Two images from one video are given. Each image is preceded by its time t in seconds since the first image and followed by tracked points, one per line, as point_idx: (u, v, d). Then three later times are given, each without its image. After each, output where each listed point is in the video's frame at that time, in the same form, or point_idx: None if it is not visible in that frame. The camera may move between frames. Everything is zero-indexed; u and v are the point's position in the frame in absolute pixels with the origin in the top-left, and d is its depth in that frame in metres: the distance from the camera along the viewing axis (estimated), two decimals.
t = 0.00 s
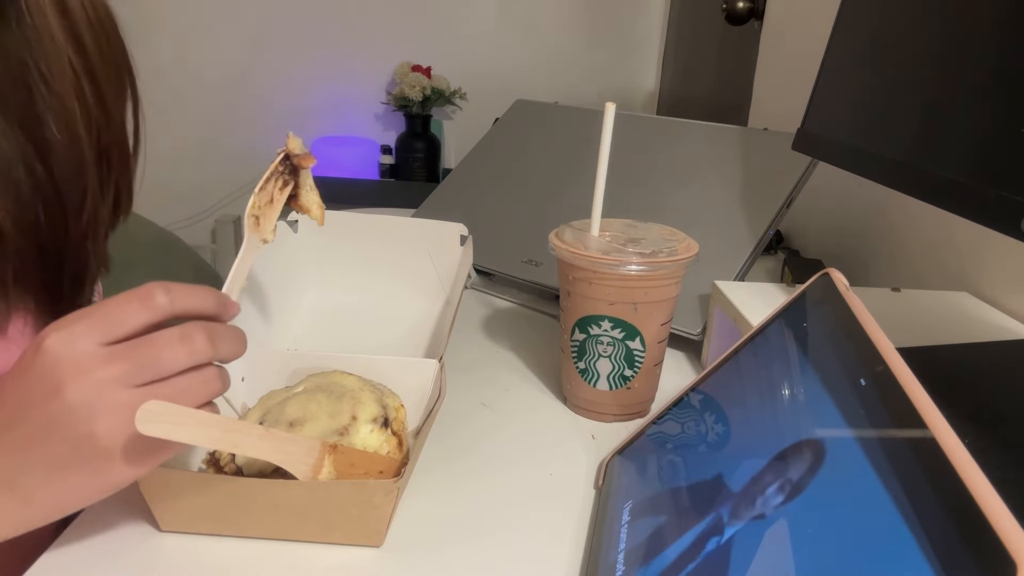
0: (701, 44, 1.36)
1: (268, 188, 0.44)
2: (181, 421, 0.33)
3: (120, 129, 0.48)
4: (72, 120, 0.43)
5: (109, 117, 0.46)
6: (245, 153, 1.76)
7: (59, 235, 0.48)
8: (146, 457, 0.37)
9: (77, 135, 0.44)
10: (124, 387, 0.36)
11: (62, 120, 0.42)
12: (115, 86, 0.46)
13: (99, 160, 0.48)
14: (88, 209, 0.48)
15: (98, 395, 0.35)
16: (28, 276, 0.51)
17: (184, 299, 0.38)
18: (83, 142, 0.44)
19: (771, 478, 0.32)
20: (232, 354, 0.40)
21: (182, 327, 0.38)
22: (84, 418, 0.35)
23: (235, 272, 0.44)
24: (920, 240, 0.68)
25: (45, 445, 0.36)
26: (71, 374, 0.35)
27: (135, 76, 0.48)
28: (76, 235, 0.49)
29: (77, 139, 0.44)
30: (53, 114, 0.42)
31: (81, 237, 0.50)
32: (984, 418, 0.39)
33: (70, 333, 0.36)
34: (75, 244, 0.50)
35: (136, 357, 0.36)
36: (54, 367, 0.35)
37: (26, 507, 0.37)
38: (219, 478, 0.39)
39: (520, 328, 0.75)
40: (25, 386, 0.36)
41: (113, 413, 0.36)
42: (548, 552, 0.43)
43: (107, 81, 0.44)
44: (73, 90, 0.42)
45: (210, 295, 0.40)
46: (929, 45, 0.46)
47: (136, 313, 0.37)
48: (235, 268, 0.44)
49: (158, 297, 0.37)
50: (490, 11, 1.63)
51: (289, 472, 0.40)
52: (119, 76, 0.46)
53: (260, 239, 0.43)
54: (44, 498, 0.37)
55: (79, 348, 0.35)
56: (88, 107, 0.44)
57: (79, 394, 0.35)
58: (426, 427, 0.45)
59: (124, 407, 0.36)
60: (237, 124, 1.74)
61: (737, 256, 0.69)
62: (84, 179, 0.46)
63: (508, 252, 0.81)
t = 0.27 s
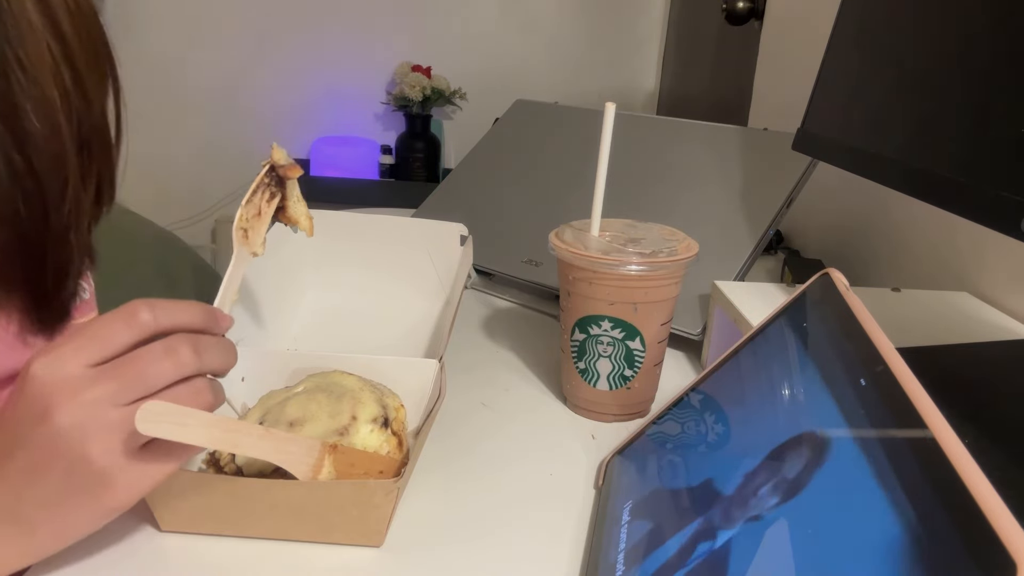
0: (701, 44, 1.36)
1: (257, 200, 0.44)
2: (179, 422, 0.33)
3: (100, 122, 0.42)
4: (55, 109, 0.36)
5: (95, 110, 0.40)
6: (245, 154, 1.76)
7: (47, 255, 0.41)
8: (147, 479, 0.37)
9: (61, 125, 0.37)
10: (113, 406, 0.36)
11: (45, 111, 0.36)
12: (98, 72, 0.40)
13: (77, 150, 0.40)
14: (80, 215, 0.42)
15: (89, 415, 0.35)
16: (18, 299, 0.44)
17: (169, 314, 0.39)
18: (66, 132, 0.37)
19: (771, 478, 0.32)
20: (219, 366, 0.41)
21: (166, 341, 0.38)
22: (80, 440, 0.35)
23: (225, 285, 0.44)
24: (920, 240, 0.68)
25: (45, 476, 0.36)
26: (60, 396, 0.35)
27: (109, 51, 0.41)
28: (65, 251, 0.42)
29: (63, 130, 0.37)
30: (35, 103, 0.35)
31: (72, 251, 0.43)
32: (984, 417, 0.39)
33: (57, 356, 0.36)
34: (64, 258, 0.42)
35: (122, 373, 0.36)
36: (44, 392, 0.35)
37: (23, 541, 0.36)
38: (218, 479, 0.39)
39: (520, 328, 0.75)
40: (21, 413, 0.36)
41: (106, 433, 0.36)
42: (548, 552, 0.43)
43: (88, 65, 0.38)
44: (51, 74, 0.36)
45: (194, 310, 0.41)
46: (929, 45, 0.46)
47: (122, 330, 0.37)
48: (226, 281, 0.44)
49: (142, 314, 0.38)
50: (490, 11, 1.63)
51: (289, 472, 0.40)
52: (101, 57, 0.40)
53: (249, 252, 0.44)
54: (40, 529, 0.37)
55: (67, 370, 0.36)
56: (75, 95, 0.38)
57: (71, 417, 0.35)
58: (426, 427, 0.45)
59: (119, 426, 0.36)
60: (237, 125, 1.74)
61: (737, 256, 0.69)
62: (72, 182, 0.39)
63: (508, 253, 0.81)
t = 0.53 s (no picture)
0: (701, 44, 1.36)
1: (263, 217, 0.44)
2: (180, 421, 0.33)
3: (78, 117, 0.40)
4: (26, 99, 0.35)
5: (72, 104, 0.39)
6: (245, 154, 1.76)
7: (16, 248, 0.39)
8: (147, 502, 0.36)
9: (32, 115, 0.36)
10: (107, 437, 0.34)
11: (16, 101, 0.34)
12: (76, 66, 0.38)
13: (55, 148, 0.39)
14: (53, 211, 0.40)
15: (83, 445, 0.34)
16: None
17: (165, 342, 0.37)
18: (37, 123, 0.36)
19: (771, 478, 0.32)
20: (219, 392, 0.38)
21: (160, 369, 0.35)
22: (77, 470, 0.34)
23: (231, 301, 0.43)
24: (920, 240, 0.68)
25: (45, 506, 0.35)
26: (52, 430, 0.33)
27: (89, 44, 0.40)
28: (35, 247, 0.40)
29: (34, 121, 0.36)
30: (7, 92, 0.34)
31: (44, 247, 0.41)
32: (983, 417, 0.39)
33: (48, 388, 0.34)
34: (35, 253, 0.41)
35: (116, 405, 0.34)
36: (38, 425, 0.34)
37: (23, 560, 0.35)
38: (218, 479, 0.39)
39: (520, 328, 0.75)
40: (14, 446, 0.34)
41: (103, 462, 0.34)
42: (548, 553, 0.43)
43: (64, 57, 0.37)
44: (24, 63, 0.34)
45: (191, 336, 0.38)
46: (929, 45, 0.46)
47: (116, 360, 0.35)
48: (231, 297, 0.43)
49: (138, 343, 0.36)
50: (490, 11, 1.63)
51: (290, 472, 0.40)
52: (80, 50, 0.38)
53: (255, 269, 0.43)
54: (40, 555, 0.35)
55: (59, 403, 0.34)
56: (50, 87, 0.37)
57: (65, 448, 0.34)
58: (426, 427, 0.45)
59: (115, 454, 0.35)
60: (237, 124, 1.74)
61: (737, 256, 0.69)
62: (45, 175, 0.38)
63: (508, 253, 0.81)
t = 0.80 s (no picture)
0: (701, 45, 1.36)
1: (261, 225, 0.44)
2: (181, 420, 0.32)
3: (68, 113, 0.40)
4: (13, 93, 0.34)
5: (61, 100, 0.38)
6: (245, 154, 1.76)
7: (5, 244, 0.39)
8: (148, 509, 0.36)
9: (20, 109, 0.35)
10: (105, 448, 0.34)
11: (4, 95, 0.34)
12: (66, 60, 0.38)
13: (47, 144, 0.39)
14: (43, 207, 0.40)
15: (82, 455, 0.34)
16: None
17: (162, 352, 0.36)
18: (26, 117, 0.35)
19: (771, 478, 0.32)
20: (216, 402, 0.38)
21: (156, 379, 0.35)
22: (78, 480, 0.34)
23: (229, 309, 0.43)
24: (920, 240, 0.68)
25: (48, 514, 0.35)
26: (52, 441, 0.33)
27: (79, 39, 0.39)
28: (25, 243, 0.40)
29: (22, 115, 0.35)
30: None
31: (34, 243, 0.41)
32: (983, 417, 0.39)
33: (48, 399, 0.34)
34: (26, 249, 0.40)
35: (112, 417, 0.34)
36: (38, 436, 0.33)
37: (23, 562, 0.35)
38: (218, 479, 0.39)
39: (520, 328, 0.75)
40: (14, 458, 0.34)
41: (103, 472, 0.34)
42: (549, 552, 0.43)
43: (54, 53, 0.36)
44: (12, 57, 0.34)
45: (189, 345, 0.38)
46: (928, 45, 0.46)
47: (113, 371, 0.35)
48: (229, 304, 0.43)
49: (134, 354, 0.36)
50: (490, 11, 1.63)
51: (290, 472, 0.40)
52: (69, 44, 0.38)
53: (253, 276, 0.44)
54: (41, 558, 0.35)
55: (58, 415, 0.33)
56: (39, 82, 0.36)
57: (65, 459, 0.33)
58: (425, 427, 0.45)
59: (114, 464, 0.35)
60: (237, 124, 1.74)
61: (737, 256, 0.69)
62: (35, 170, 0.37)
63: (508, 253, 0.81)
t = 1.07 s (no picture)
0: (701, 45, 1.36)
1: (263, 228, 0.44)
2: (181, 421, 0.32)
3: (68, 108, 0.40)
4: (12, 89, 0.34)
5: (62, 95, 0.38)
6: (245, 154, 1.76)
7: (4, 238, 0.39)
8: (148, 511, 0.36)
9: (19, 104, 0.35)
10: (106, 448, 0.34)
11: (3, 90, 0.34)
12: (66, 56, 0.38)
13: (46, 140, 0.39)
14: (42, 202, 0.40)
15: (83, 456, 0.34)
16: None
17: (164, 353, 0.36)
18: (26, 112, 0.35)
19: (771, 478, 0.32)
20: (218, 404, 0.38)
21: (157, 379, 0.35)
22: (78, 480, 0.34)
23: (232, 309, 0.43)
24: (920, 240, 0.68)
25: (49, 513, 0.35)
26: (53, 441, 0.33)
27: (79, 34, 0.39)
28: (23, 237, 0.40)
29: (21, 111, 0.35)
30: None
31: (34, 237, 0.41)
32: (982, 417, 0.39)
33: (49, 399, 0.34)
34: (25, 242, 0.40)
35: (113, 417, 0.34)
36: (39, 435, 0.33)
37: (23, 562, 0.35)
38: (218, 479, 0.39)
39: (520, 328, 0.75)
40: (15, 457, 0.34)
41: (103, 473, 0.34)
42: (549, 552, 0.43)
43: (53, 48, 0.36)
44: (12, 53, 0.34)
45: (191, 347, 0.38)
46: (928, 46, 0.46)
47: (115, 372, 0.35)
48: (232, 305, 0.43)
49: (135, 355, 0.35)
50: (490, 11, 1.63)
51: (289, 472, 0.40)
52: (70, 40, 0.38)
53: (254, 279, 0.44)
54: (42, 557, 0.35)
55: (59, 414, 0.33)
56: (40, 78, 0.36)
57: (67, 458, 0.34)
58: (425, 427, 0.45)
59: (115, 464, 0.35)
60: (237, 124, 1.74)
61: (737, 256, 0.69)
62: (34, 166, 0.37)
63: (508, 253, 0.81)
